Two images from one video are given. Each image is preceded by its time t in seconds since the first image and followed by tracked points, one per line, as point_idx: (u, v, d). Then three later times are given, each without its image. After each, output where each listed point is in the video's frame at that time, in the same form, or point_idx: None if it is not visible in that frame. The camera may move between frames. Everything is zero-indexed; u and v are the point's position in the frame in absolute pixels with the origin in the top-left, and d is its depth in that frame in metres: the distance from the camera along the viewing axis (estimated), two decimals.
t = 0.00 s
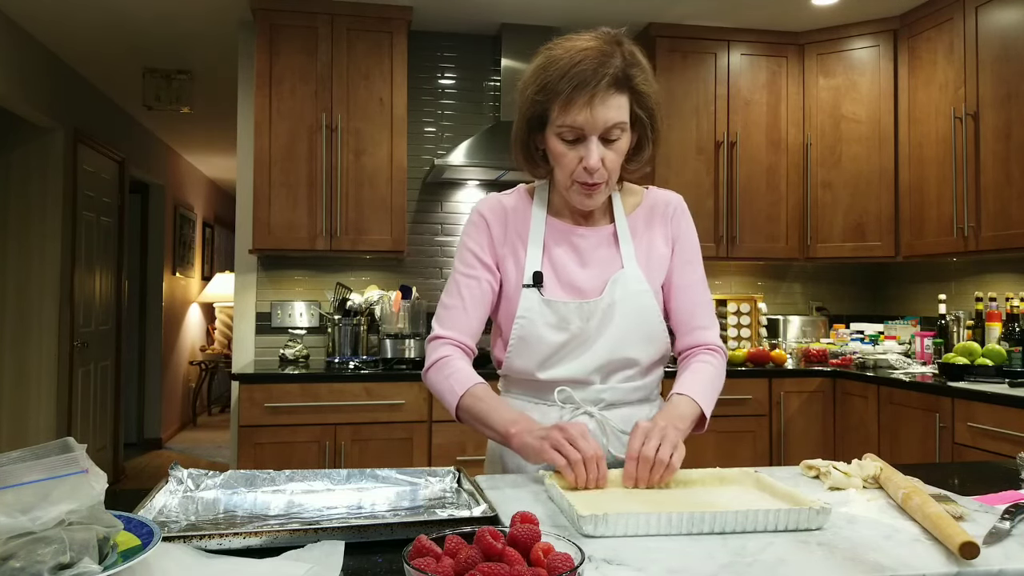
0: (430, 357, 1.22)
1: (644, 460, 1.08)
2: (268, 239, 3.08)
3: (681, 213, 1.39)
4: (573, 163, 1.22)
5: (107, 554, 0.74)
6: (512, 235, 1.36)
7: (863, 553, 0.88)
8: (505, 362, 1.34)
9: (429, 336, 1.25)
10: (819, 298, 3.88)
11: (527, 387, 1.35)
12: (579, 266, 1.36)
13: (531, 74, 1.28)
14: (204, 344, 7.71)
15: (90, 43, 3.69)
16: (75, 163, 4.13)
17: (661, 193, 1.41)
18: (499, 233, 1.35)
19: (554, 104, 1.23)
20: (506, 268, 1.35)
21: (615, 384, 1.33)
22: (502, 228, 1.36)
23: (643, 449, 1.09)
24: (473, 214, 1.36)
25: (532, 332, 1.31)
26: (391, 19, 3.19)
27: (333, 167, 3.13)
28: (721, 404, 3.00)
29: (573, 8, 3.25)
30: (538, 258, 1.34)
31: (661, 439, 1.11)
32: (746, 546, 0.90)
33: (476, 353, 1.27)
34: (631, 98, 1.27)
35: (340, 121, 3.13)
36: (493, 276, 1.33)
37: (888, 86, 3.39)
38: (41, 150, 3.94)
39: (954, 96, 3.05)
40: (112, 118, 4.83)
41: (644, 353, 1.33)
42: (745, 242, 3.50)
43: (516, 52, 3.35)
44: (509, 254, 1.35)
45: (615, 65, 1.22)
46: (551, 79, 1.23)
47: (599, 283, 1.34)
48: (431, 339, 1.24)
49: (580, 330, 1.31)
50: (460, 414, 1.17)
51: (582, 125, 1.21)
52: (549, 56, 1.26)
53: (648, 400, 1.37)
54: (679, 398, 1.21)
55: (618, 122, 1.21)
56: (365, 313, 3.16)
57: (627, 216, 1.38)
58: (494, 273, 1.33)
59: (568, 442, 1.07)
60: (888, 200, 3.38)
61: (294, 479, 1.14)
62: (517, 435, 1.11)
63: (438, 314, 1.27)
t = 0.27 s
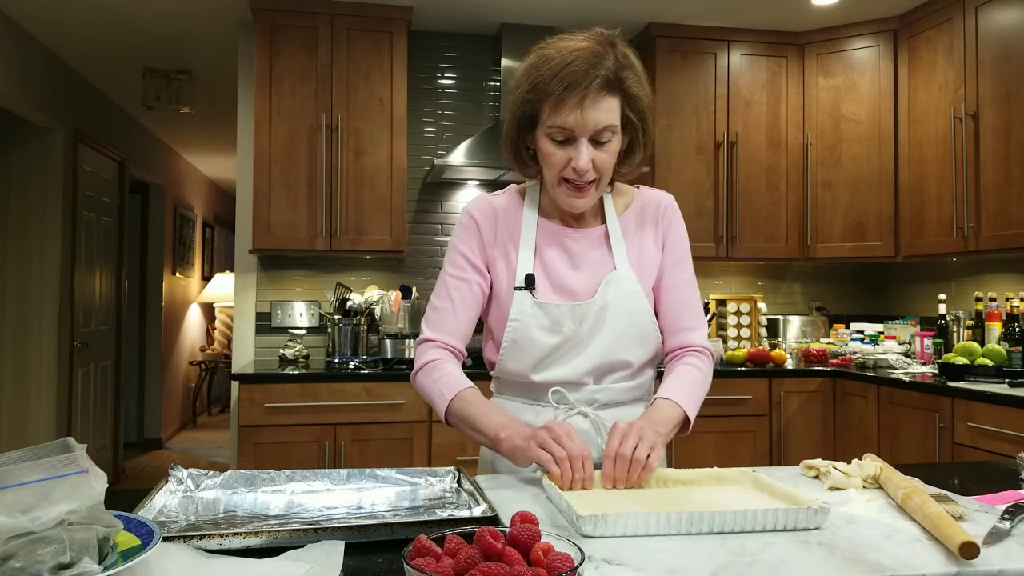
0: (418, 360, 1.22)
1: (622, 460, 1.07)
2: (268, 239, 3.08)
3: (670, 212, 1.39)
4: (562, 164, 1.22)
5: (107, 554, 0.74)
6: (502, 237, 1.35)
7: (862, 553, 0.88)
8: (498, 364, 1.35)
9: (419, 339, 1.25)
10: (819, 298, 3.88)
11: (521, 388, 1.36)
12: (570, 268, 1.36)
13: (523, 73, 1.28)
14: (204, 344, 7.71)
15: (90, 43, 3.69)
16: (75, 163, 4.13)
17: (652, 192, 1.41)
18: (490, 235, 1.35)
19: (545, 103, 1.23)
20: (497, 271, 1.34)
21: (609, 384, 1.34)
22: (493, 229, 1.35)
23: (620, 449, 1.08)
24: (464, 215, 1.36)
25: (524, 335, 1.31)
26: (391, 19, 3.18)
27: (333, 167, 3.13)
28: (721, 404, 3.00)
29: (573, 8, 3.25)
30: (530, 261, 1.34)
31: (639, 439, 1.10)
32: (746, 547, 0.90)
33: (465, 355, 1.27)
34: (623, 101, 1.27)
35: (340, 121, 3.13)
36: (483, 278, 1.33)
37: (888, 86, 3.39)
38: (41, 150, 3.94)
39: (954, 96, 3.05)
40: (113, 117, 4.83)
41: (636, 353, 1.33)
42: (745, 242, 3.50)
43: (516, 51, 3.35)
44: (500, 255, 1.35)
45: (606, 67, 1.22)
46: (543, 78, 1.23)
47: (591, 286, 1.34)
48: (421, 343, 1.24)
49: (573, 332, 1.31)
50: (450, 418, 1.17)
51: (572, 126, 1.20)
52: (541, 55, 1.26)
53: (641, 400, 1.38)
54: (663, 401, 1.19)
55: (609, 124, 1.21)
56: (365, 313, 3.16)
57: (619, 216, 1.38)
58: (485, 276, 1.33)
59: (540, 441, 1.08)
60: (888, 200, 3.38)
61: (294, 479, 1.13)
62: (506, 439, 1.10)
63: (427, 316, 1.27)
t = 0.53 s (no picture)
0: (408, 362, 1.22)
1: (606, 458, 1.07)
2: (268, 239, 3.08)
3: (664, 209, 1.39)
4: (555, 164, 1.22)
5: (107, 554, 0.74)
6: (494, 239, 1.35)
7: (863, 553, 0.88)
8: (492, 367, 1.35)
9: (410, 341, 1.25)
10: (819, 298, 3.88)
11: (517, 390, 1.36)
12: (565, 270, 1.36)
13: (515, 74, 1.27)
14: (204, 344, 7.71)
15: (90, 43, 3.69)
16: (75, 163, 4.12)
17: (645, 191, 1.41)
18: (482, 237, 1.35)
19: (537, 104, 1.23)
20: (490, 273, 1.34)
21: (605, 385, 1.34)
22: (485, 231, 1.35)
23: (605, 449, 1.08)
24: (456, 217, 1.36)
25: (519, 338, 1.31)
26: (391, 19, 3.19)
27: (333, 167, 3.13)
28: (721, 404, 3.00)
29: (573, 8, 3.25)
30: (524, 263, 1.34)
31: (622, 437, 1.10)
32: (746, 547, 0.90)
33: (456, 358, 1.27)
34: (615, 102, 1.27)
35: (340, 121, 3.13)
36: (475, 280, 1.33)
37: (888, 86, 3.39)
38: (41, 150, 3.94)
39: (954, 96, 3.05)
40: (112, 117, 4.83)
41: (632, 354, 1.33)
42: (745, 242, 3.50)
43: (516, 51, 3.35)
44: (492, 258, 1.35)
45: (599, 67, 1.22)
46: (535, 78, 1.23)
47: (586, 287, 1.34)
48: (412, 345, 1.24)
49: (568, 334, 1.31)
50: (440, 420, 1.17)
51: (565, 127, 1.20)
52: (533, 55, 1.26)
53: (637, 399, 1.38)
54: (652, 401, 1.19)
55: (602, 125, 1.21)
56: (365, 313, 3.16)
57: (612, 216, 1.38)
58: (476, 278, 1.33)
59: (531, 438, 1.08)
60: (888, 200, 3.38)
61: (294, 479, 1.13)
62: (495, 439, 1.10)
63: (418, 318, 1.27)
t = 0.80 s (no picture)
0: (405, 371, 1.24)
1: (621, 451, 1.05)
2: (268, 240, 3.08)
3: (657, 203, 1.38)
4: (544, 167, 1.22)
5: (106, 554, 0.74)
6: (487, 243, 1.35)
7: (862, 553, 0.88)
8: (489, 371, 1.36)
9: (406, 350, 1.27)
10: (819, 298, 3.88)
11: (515, 393, 1.36)
12: (559, 271, 1.36)
13: (502, 76, 1.27)
14: (204, 344, 7.71)
15: (90, 43, 3.69)
16: (75, 163, 4.12)
17: (636, 187, 1.40)
18: (474, 242, 1.35)
19: (525, 107, 1.22)
20: (484, 277, 1.35)
21: (603, 386, 1.34)
22: (478, 235, 1.35)
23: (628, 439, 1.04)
24: (448, 223, 1.36)
25: (515, 342, 1.31)
26: (391, 19, 3.19)
27: (333, 167, 3.13)
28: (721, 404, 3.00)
29: (573, 8, 3.25)
30: (518, 267, 1.34)
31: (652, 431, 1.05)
32: (745, 546, 0.90)
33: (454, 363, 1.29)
34: (604, 102, 1.26)
35: (339, 121, 3.13)
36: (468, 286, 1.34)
37: (888, 86, 3.39)
38: (41, 150, 3.94)
39: (954, 96, 3.05)
40: (112, 117, 4.83)
41: (629, 353, 1.33)
42: (745, 242, 3.50)
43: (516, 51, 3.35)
44: (485, 263, 1.35)
45: (586, 68, 1.22)
46: (521, 81, 1.22)
47: (581, 289, 1.34)
48: (408, 353, 1.26)
49: (564, 336, 1.31)
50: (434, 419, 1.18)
51: (553, 130, 1.20)
52: (519, 58, 1.25)
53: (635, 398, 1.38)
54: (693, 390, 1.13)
55: (590, 126, 1.20)
56: (365, 313, 3.16)
57: (605, 214, 1.38)
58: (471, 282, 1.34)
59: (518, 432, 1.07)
60: (888, 200, 3.38)
61: (294, 479, 1.13)
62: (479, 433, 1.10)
63: (414, 326, 1.29)
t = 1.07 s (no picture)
0: (414, 379, 1.27)
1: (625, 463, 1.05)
2: (268, 240, 3.08)
3: (654, 195, 1.36)
4: (532, 166, 1.22)
5: (107, 554, 0.74)
6: (483, 246, 1.36)
7: (862, 553, 0.88)
8: (489, 373, 1.37)
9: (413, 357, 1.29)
10: (819, 297, 3.88)
11: (515, 396, 1.36)
12: (555, 272, 1.36)
13: (488, 75, 1.29)
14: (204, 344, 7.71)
15: (90, 43, 3.69)
16: (75, 163, 4.12)
17: (632, 182, 1.40)
18: (471, 246, 1.36)
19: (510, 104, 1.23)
20: (482, 281, 1.36)
21: (602, 388, 1.34)
22: (474, 239, 1.36)
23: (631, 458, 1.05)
24: (444, 228, 1.37)
25: (512, 343, 1.32)
26: (391, 19, 3.19)
27: (333, 167, 3.13)
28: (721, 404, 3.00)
29: (573, 8, 3.25)
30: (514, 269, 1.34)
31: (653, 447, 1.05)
32: (745, 546, 0.90)
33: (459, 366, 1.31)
34: (589, 98, 1.25)
35: (339, 121, 3.13)
36: (468, 290, 1.35)
37: (888, 86, 3.39)
38: (41, 150, 3.94)
39: (954, 96, 3.05)
40: (112, 117, 4.83)
41: (627, 353, 1.33)
42: (745, 242, 3.50)
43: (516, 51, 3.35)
44: (482, 266, 1.36)
45: (570, 65, 1.22)
46: (507, 80, 1.23)
47: (575, 289, 1.34)
48: (413, 360, 1.29)
49: (561, 336, 1.31)
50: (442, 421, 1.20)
51: (538, 127, 1.20)
52: (506, 58, 1.26)
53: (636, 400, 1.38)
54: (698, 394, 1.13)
55: (575, 123, 1.20)
56: (365, 313, 3.16)
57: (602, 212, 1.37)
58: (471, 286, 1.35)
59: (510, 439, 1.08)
60: (888, 201, 3.38)
61: (294, 479, 1.13)
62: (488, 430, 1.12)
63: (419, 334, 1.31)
